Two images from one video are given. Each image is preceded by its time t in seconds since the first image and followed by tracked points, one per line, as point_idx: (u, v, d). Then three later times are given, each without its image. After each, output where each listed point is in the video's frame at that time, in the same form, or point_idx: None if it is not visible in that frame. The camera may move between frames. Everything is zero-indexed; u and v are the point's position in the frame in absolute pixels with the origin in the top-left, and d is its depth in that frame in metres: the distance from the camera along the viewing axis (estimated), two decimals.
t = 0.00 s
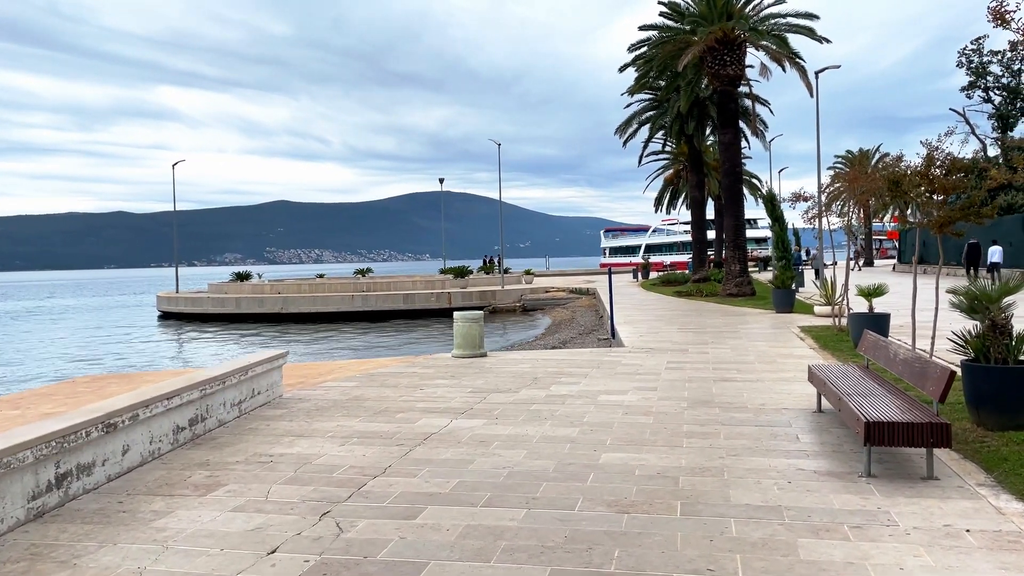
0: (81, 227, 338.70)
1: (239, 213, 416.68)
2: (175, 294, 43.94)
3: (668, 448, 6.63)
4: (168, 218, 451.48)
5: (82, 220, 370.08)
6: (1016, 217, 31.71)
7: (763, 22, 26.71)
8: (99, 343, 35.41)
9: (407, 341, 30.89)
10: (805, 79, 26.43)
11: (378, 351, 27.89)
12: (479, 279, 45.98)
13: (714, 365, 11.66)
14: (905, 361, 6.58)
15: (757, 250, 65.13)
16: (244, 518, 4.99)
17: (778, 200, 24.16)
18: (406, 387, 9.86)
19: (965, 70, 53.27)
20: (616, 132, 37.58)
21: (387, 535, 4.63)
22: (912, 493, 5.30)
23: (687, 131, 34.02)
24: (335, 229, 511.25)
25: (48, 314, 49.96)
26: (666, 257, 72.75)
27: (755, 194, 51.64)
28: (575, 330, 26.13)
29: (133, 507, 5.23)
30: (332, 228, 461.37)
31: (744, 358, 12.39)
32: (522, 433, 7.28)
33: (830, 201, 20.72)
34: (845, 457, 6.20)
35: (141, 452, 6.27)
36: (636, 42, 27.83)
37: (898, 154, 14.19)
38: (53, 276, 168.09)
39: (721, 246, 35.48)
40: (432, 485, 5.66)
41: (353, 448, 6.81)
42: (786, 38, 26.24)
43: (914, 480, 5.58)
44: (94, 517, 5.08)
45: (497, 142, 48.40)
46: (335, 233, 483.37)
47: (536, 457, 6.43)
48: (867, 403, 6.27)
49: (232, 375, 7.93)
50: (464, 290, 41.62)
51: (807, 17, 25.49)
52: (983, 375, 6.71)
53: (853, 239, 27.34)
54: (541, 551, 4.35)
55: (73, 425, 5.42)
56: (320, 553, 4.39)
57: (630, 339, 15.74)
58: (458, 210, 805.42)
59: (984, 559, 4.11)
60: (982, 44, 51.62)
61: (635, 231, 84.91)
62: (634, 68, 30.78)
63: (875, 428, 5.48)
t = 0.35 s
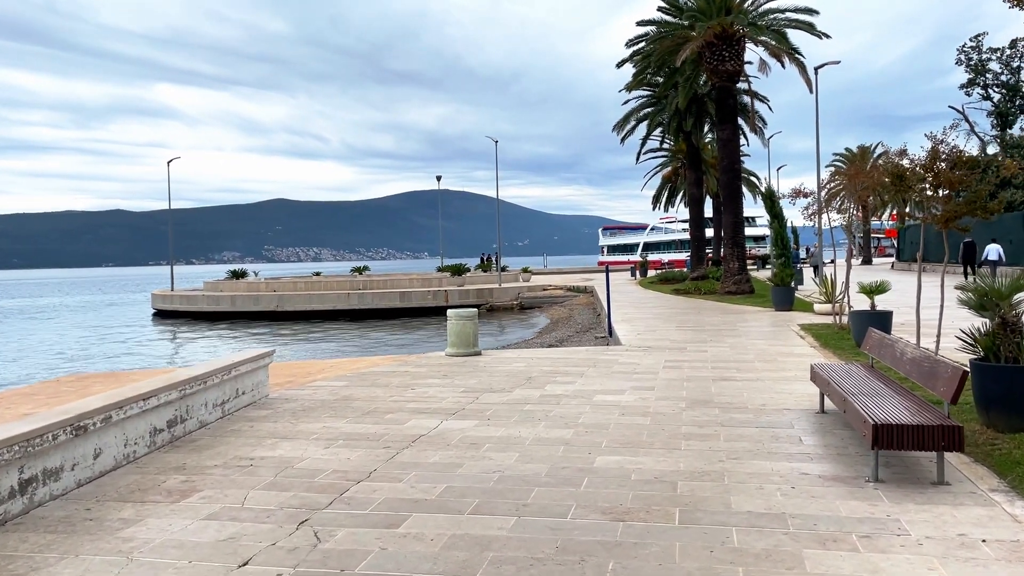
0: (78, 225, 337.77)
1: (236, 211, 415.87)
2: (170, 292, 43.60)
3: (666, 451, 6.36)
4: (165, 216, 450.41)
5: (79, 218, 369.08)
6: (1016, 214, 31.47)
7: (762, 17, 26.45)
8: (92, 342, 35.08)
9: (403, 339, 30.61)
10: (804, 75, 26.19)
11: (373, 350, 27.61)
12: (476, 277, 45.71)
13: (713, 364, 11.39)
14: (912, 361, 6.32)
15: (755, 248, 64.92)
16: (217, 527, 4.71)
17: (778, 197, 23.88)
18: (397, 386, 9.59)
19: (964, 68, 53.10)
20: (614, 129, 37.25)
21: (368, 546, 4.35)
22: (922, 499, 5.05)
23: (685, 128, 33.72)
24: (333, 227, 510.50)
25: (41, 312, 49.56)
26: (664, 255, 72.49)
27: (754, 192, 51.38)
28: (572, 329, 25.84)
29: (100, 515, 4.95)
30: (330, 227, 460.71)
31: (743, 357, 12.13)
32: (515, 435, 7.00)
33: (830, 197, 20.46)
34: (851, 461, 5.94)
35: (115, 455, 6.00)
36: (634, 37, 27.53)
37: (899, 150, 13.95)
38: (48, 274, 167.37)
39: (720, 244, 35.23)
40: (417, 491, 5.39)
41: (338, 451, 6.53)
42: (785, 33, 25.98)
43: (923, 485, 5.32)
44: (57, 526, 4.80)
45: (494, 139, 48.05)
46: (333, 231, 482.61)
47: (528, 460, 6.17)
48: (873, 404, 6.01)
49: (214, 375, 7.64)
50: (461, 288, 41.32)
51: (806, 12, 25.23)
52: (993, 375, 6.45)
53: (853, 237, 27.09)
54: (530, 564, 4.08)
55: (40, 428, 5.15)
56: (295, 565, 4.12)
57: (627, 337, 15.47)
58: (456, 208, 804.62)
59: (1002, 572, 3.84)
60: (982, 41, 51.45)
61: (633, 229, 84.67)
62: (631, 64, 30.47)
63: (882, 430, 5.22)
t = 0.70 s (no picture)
0: (76, 224, 337.26)
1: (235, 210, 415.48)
2: (165, 291, 43.34)
3: (665, 462, 6.09)
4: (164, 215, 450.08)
5: (77, 217, 368.57)
6: (1017, 214, 31.16)
7: (762, 13, 26.20)
8: (86, 341, 34.82)
9: (399, 339, 30.35)
10: (805, 72, 25.94)
11: (369, 350, 27.34)
12: (474, 276, 45.43)
13: (712, 367, 11.11)
14: (922, 367, 6.04)
15: (754, 247, 64.70)
16: (186, 547, 4.43)
17: (778, 196, 23.63)
18: (388, 391, 9.31)
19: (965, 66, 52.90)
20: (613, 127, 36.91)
21: (345, 569, 4.08)
22: (935, 515, 4.78)
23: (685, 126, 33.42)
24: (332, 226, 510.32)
25: (35, 311, 49.27)
26: (663, 254, 72.25)
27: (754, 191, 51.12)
28: (570, 329, 25.58)
29: (64, 533, 4.69)
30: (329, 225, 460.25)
31: (743, 359, 11.85)
32: (506, 444, 6.72)
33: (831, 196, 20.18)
34: (857, 473, 5.67)
35: (86, 467, 5.73)
36: (632, 33, 27.25)
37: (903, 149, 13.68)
38: (46, 273, 166.93)
39: (719, 243, 34.93)
40: (403, 505, 5.10)
41: (321, 461, 6.25)
42: (786, 30, 25.73)
43: (935, 500, 5.06)
44: (18, 545, 4.52)
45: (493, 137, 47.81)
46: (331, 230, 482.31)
47: (520, 471, 5.89)
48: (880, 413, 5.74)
49: (195, 381, 7.36)
50: (458, 287, 41.05)
51: (807, 8, 24.97)
52: (1004, 382, 6.18)
53: (853, 236, 26.83)
54: None
55: (3, 441, 4.87)
56: None
57: (625, 338, 15.22)
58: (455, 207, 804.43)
59: None
60: (982, 39, 51.24)
61: (632, 228, 84.40)
62: (630, 61, 30.18)
63: (892, 443, 4.95)
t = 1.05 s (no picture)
0: (75, 222, 336.86)
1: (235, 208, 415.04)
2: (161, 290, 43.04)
3: (658, 466, 5.83)
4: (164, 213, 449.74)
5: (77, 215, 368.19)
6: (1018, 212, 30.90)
7: (762, 9, 25.93)
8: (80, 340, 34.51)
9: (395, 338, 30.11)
10: (805, 68, 25.68)
11: (365, 349, 27.08)
12: (472, 274, 45.18)
13: (710, 366, 10.85)
14: (926, 367, 5.79)
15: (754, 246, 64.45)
16: (147, 558, 4.17)
17: (777, 192, 23.36)
18: (375, 391, 9.05)
19: (966, 63, 52.64)
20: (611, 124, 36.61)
21: None
22: (942, 523, 4.53)
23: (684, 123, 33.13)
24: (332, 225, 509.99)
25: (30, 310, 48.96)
26: (662, 252, 71.98)
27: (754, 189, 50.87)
28: (567, 327, 25.43)
29: (21, 542, 4.43)
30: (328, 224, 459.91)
31: (742, 359, 11.59)
32: (494, 447, 6.46)
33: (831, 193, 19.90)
34: (859, 478, 5.41)
35: (52, 471, 5.46)
36: (630, 29, 26.98)
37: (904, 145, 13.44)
38: (45, 271, 166.64)
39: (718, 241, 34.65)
40: (380, 512, 4.84)
41: (299, 464, 5.98)
42: (786, 25, 25.46)
43: (942, 507, 4.80)
44: None
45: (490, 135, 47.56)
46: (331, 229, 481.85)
47: (506, 476, 5.62)
48: (883, 416, 5.48)
49: (173, 381, 7.10)
50: (456, 286, 40.86)
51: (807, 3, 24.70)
52: (1012, 383, 5.92)
53: (853, 234, 26.57)
54: None
55: None
56: None
57: (621, 337, 14.97)
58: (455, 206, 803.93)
59: None
60: (983, 36, 50.99)
61: (631, 226, 84.13)
62: (628, 57, 29.90)
63: (896, 447, 4.69)
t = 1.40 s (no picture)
0: (75, 221, 336.67)
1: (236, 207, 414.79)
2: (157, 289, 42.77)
3: (651, 479, 5.57)
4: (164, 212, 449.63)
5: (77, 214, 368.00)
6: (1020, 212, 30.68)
7: (762, 6, 25.67)
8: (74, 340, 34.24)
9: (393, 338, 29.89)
10: (805, 66, 25.44)
11: (361, 350, 26.88)
12: (470, 273, 44.97)
13: (707, 371, 10.59)
14: (931, 376, 5.54)
15: (754, 245, 64.15)
16: None
17: (777, 192, 23.10)
18: (362, 396, 8.78)
19: (967, 62, 52.33)
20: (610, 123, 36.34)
21: None
22: (948, 544, 4.28)
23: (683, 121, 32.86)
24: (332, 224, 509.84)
25: (27, 309, 48.77)
26: (662, 251, 71.67)
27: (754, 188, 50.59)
28: (564, 328, 25.25)
29: None
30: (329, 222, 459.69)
31: (740, 362, 11.33)
32: (480, 458, 6.20)
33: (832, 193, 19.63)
34: (860, 493, 5.17)
35: (15, 485, 5.21)
36: (629, 27, 26.73)
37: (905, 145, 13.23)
38: (45, 270, 166.46)
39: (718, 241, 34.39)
40: (356, 532, 4.58)
41: (276, 477, 5.72)
42: (786, 23, 25.21)
43: (948, 525, 4.55)
44: None
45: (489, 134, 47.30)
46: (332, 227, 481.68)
47: (491, 490, 5.37)
48: (886, 428, 5.24)
49: (149, 388, 6.84)
50: (454, 285, 40.66)
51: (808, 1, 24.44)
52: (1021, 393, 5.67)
53: (854, 234, 26.31)
54: None
55: None
56: None
57: (618, 340, 14.70)
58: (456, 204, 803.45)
59: None
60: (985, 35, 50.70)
61: (632, 225, 83.89)
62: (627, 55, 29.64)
63: (901, 462, 4.45)
